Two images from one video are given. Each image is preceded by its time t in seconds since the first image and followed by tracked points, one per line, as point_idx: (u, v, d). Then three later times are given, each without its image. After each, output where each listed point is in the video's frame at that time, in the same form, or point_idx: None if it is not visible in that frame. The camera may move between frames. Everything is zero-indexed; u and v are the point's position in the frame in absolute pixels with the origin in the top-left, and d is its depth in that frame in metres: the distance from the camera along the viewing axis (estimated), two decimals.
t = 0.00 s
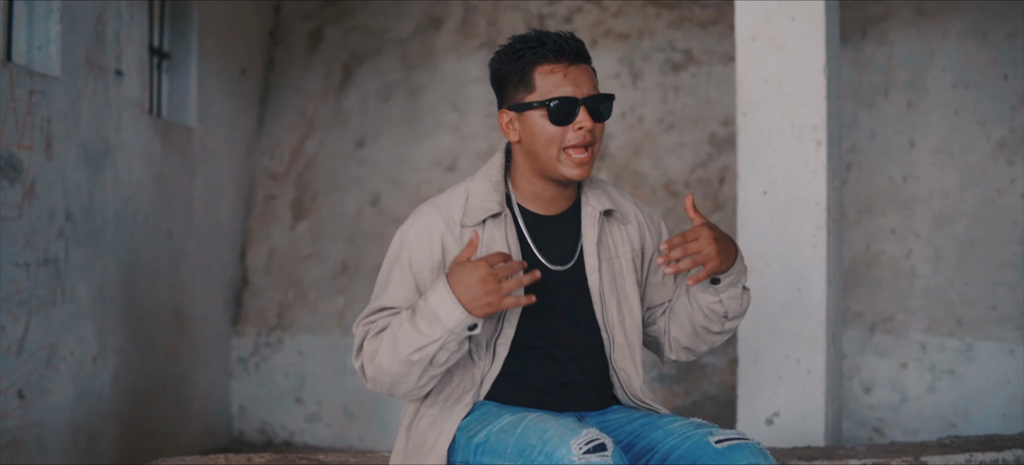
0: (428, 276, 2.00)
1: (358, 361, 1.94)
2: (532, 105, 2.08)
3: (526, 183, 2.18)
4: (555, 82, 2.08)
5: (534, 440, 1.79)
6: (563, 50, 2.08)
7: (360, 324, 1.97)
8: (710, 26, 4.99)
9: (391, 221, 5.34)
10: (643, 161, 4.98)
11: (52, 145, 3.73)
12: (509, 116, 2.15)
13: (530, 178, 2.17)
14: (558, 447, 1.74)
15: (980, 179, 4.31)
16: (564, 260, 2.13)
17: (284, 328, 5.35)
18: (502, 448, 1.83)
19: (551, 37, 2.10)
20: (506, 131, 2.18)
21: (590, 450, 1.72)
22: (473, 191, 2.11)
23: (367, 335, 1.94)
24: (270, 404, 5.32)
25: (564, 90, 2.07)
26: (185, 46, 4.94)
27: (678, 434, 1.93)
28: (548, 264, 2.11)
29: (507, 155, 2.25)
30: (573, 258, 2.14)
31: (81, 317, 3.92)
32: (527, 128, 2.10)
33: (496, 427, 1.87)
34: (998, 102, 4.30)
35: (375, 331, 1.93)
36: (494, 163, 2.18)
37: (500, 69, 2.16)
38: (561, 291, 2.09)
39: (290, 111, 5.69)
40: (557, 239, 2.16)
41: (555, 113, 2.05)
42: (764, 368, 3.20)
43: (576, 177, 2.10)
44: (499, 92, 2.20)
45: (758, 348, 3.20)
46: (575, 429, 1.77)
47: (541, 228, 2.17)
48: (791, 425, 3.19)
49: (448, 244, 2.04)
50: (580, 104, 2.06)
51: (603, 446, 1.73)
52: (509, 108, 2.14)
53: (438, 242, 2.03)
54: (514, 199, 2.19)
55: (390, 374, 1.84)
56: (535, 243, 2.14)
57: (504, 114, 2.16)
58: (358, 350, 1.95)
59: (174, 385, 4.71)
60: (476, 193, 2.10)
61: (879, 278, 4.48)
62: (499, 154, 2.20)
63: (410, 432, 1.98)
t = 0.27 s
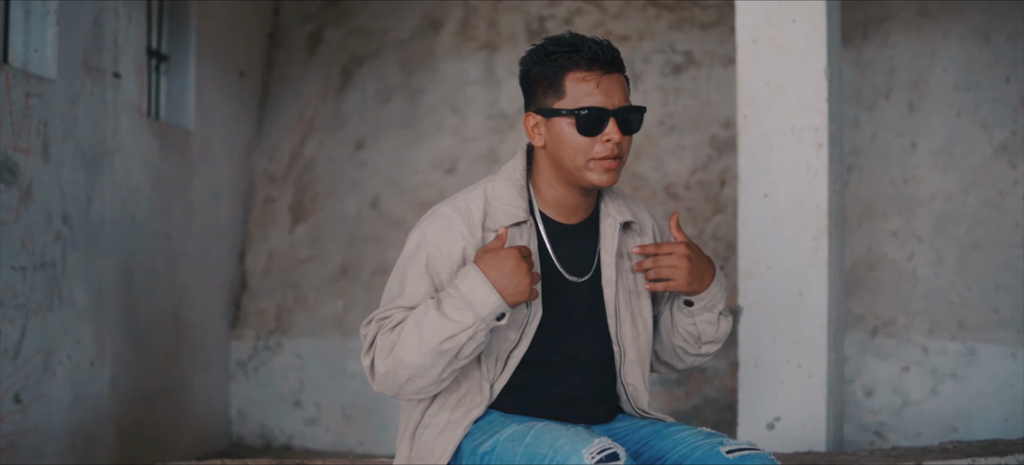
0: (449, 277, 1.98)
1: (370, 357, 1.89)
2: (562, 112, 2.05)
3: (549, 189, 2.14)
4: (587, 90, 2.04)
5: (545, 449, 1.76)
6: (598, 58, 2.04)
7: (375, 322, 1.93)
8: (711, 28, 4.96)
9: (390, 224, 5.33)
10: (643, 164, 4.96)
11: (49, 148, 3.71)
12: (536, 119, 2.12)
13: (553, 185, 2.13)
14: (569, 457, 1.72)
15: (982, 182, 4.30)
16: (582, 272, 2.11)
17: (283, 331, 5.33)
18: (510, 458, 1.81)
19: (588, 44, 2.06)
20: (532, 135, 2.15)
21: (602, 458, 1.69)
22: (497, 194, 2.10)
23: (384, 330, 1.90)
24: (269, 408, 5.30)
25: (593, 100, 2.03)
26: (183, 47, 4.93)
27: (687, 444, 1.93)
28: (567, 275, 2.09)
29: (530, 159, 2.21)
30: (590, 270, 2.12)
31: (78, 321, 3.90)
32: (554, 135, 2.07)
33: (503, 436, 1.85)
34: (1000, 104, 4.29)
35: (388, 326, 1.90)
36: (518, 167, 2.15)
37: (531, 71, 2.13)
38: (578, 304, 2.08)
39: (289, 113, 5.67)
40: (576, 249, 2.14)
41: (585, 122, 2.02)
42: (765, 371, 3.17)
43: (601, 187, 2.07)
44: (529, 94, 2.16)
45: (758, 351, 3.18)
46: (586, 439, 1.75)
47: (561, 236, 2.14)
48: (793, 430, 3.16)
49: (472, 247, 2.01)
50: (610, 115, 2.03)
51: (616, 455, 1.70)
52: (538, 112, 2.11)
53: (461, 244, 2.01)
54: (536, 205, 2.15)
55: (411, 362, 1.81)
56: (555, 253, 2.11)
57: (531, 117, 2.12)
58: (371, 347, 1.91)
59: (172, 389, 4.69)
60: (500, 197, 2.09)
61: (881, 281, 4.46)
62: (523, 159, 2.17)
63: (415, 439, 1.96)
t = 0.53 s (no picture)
0: (463, 288, 2.00)
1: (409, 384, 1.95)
2: (568, 122, 2.07)
3: (555, 197, 2.16)
4: (595, 102, 2.06)
5: (550, 446, 1.79)
6: (605, 70, 2.06)
7: (406, 345, 1.97)
8: (711, 31, 4.99)
9: (391, 225, 5.36)
10: (643, 166, 4.98)
11: (53, 150, 3.74)
12: (542, 128, 2.14)
13: (559, 194, 2.15)
14: (573, 453, 1.74)
15: (980, 184, 4.30)
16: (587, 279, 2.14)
17: (285, 332, 5.35)
18: (515, 454, 1.83)
19: (595, 56, 2.09)
20: (539, 145, 2.17)
21: (606, 455, 1.72)
22: (506, 202, 2.12)
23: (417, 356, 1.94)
24: (270, 408, 5.32)
25: (602, 112, 2.06)
26: (185, 50, 4.96)
27: (684, 443, 1.96)
28: (572, 281, 2.12)
29: (537, 167, 2.23)
30: (596, 277, 2.15)
31: (82, 322, 3.93)
32: (561, 145, 2.09)
33: (507, 432, 1.87)
34: (999, 108, 4.30)
35: (421, 354, 1.93)
36: (525, 175, 2.17)
37: (538, 81, 2.15)
38: (580, 308, 2.10)
39: (291, 115, 5.71)
40: (582, 256, 2.16)
41: (591, 132, 2.04)
42: (763, 372, 3.19)
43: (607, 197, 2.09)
44: (536, 103, 2.18)
45: (757, 352, 3.20)
46: (590, 434, 1.77)
47: (567, 243, 2.17)
48: (790, 429, 3.19)
49: (484, 259, 2.04)
50: (616, 127, 2.05)
51: (619, 450, 1.73)
52: (544, 122, 2.13)
53: (473, 256, 2.03)
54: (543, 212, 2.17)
55: (452, 398, 1.86)
56: (560, 259, 2.14)
57: (537, 126, 2.15)
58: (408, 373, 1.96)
59: (175, 390, 4.72)
60: (509, 205, 2.12)
61: (879, 282, 4.50)
62: (529, 168, 2.19)
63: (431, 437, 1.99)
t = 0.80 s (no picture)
0: (457, 279, 2.07)
1: (414, 374, 1.96)
2: (540, 118, 2.19)
3: (535, 193, 2.27)
4: (562, 96, 2.18)
5: (540, 441, 1.84)
6: (570, 66, 2.19)
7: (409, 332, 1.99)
8: (708, 37, 5.07)
9: (393, 229, 5.43)
10: (641, 170, 5.05)
11: (62, 155, 3.83)
12: (517, 129, 2.26)
13: (538, 190, 2.26)
14: (563, 448, 1.78)
15: (973, 188, 4.40)
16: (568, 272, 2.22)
17: (289, 334, 5.42)
18: (507, 450, 1.88)
19: (560, 54, 2.21)
20: (516, 145, 2.29)
21: (594, 450, 1.76)
22: (489, 201, 2.20)
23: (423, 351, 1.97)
24: (274, 410, 5.38)
25: (570, 104, 2.17)
26: (190, 56, 5.05)
27: (672, 438, 2.01)
28: (553, 273, 2.20)
29: (518, 168, 2.34)
30: (577, 269, 2.23)
31: (90, 324, 4.01)
32: (535, 141, 2.21)
33: (501, 429, 1.93)
34: (992, 113, 4.41)
35: (440, 352, 1.96)
36: (505, 175, 2.28)
37: (510, 85, 2.27)
38: (564, 303, 2.19)
39: (295, 120, 5.80)
40: (562, 249, 2.25)
41: (561, 125, 2.15)
42: (757, 372, 3.26)
43: (583, 187, 2.19)
44: (511, 108, 2.31)
45: (750, 354, 3.27)
46: (579, 431, 1.82)
47: (548, 238, 2.25)
48: (783, 428, 3.25)
49: (473, 251, 2.10)
50: (585, 117, 2.16)
51: (607, 446, 1.77)
52: (518, 122, 2.25)
53: (465, 248, 2.09)
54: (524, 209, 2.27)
55: (469, 412, 1.91)
56: (542, 254, 2.22)
57: (512, 128, 2.27)
58: (412, 361, 1.97)
59: (180, 391, 4.79)
60: (491, 203, 2.20)
61: (873, 285, 4.56)
62: (509, 167, 2.30)
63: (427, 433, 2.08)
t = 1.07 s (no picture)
0: (463, 266, 2.20)
1: (438, 342, 2.10)
2: (524, 119, 2.31)
3: (525, 191, 2.38)
4: (543, 97, 2.31)
5: (541, 427, 1.92)
6: (551, 69, 2.31)
7: (430, 305, 2.14)
8: (706, 43, 5.19)
9: (398, 230, 5.53)
10: (641, 173, 5.16)
11: (78, 158, 3.94)
12: (507, 131, 2.38)
13: (529, 188, 2.37)
14: (562, 433, 1.86)
15: (964, 191, 4.50)
16: (559, 264, 2.32)
17: (295, 334, 5.52)
18: (510, 435, 1.96)
19: (540, 60, 2.34)
20: (506, 147, 2.41)
21: (591, 436, 1.83)
22: (483, 198, 2.32)
23: (444, 323, 2.11)
24: (281, 408, 5.49)
25: (551, 103, 2.29)
26: (200, 61, 5.16)
27: (657, 424, 2.12)
28: (543, 264, 2.30)
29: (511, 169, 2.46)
30: (568, 261, 2.33)
31: (104, 323, 4.12)
32: (521, 141, 2.33)
33: (503, 417, 2.02)
34: (982, 117, 4.50)
35: (465, 326, 2.10)
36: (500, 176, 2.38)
37: (498, 91, 2.40)
38: (558, 294, 2.29)
39: (302, 123, 5.93)
40: (553, 242, 2.35)
41: (544, 123, 2.27)
42: (752, 369, 3.38)
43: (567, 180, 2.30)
44: (502, 114, 2.43)
45: (746, 351, 3.39)
46: (577, 418, 1.89)
47: (540, 233, 2.35)
48: (777, 423, 3.36)
49: (474, 241, 2.22)
50: (565, 115, 2.27)
51: (603, 433, 1.85)
52: (507, 124, 2.37)
53: (465, 239, 2.23)
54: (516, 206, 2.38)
55: (487, 384, 2.04)
56: (535, 247, 2.32)
57: (503, 131, 2.39)
58: (436, 330, 2.11)
59: (190, 389, 4.90)
60: (486, 200, 2.31)
61: (867, 285, 4.68)
62: (501, 169, 2.41)
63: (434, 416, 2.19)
